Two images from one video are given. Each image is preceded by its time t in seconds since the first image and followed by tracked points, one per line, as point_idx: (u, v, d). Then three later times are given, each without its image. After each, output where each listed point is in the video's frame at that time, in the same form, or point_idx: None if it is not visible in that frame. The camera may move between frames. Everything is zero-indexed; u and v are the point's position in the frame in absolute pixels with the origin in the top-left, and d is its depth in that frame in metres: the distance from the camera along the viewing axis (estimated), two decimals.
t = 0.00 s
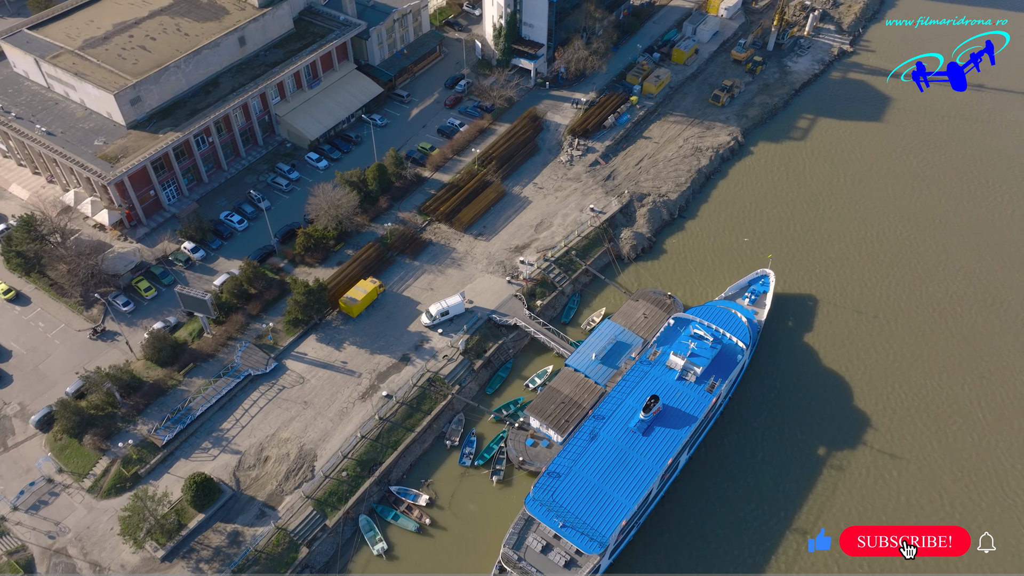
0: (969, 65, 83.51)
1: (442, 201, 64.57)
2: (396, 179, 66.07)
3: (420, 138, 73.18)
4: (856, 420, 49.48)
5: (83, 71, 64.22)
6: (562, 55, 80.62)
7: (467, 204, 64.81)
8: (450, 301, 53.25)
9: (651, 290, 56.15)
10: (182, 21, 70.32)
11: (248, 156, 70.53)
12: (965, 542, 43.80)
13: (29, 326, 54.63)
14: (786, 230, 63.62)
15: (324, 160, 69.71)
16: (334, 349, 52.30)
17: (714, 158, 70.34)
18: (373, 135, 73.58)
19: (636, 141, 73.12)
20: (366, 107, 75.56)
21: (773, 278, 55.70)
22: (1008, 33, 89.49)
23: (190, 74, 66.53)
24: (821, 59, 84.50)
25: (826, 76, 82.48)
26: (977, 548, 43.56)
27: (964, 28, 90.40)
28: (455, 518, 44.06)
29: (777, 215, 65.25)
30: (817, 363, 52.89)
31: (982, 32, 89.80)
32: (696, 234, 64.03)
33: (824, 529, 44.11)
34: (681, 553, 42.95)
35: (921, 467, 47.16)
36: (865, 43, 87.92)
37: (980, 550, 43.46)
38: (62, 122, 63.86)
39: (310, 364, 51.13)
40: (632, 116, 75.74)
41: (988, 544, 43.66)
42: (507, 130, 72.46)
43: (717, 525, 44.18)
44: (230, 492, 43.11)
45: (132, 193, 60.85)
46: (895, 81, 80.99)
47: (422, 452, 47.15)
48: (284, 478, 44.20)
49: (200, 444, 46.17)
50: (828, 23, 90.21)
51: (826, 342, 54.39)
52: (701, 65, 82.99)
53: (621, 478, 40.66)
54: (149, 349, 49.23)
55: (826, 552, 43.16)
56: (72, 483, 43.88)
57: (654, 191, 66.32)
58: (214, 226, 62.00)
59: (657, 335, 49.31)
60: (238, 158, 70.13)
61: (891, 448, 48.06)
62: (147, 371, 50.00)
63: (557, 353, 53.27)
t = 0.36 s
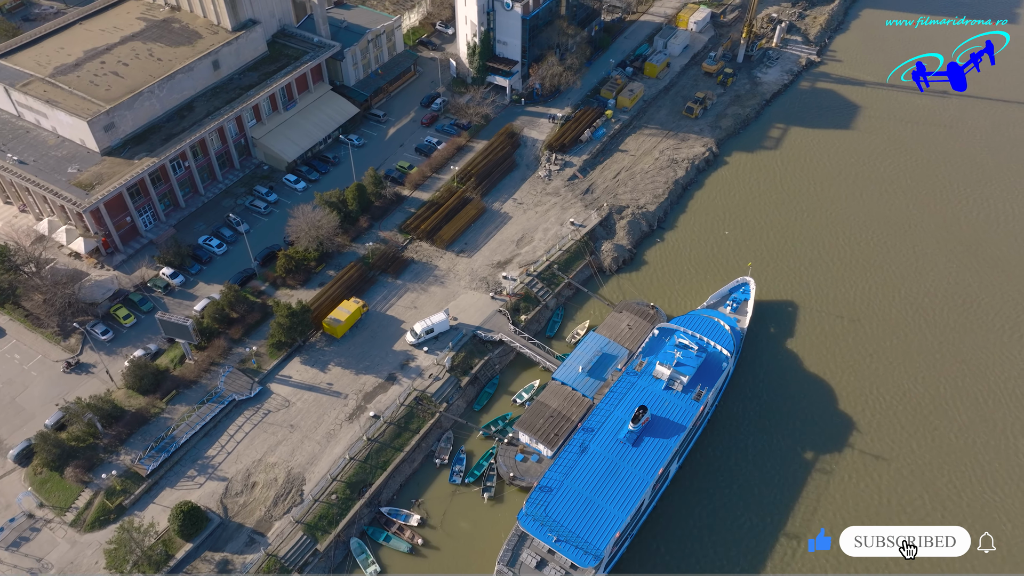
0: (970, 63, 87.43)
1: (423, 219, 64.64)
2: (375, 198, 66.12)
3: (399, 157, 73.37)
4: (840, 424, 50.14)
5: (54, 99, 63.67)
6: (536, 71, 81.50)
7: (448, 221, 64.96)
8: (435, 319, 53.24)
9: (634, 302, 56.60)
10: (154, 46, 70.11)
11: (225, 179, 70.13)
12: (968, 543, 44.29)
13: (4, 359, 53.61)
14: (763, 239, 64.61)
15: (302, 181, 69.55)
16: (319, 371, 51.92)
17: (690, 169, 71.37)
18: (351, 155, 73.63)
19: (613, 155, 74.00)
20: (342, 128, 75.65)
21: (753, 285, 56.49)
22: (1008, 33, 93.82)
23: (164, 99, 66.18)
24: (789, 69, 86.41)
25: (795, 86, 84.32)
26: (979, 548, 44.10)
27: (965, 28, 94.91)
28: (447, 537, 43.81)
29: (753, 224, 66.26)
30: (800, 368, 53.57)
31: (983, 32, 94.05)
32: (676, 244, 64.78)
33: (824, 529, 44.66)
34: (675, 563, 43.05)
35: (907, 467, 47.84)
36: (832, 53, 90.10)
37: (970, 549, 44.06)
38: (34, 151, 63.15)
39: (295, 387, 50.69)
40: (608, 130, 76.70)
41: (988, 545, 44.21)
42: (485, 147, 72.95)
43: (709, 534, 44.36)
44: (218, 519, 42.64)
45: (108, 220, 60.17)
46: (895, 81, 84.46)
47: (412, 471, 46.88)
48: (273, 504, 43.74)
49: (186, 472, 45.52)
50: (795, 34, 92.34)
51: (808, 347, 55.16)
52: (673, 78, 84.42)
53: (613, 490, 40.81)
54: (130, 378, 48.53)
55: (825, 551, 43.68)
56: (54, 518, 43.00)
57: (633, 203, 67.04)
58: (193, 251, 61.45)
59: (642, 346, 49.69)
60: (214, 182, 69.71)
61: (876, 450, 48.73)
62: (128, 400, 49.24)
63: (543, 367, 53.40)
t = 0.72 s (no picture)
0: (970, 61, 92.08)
1: (403, 238, 64.63)
2: (355, 219, 66.07)
3: (376, 177, 73.45)
4: (824, 429, 50.76)
5: (25, 127, 62.89)
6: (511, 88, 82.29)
7: (428, 240, 65.05)
8: (419, 338, 53.20)
9: (616, 314, 57.05)
10: (126, 72, 69.75)
11: (201, 204, 69.63)
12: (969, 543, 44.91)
13: None
14: (741, 248, 65.60)
15: (280, 204, 69.30)
16: (303, 394, 51.47)
17: (666, 182, 72.36)
18: (328, 177, 73.57)
19: (590, 169, 74.83)
20: (319, 149, 75.63)
21: (733, 294, 57.27)
22: (1008, 33, 98.99)
23: (138, 124, 65.69)
24: (759, 81, 88.30)
25: (765, 98, 86.12)
26: (979, 548, 44.75)
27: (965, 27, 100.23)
28: (439, 558, 43.53)
29: (730, 234, 67.26)
30: (782, 375, 54.24)
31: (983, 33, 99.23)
32: (656, 256, 65.49)
33: (824, 529, 45.25)
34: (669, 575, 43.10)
35: (893, 469, 48.52)
36: (799, 65, 92.31)
37: (959, 547, 44.67)
38: (5, 180, 62.25)
39: (280, 411, 50.17)
40: (584, 145, 77.58)
41: (988, 544, 44.88)
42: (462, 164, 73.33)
43: (701, 543, 44.54)
44: (205, 549, 42.04)
45: (83, 248, 59.34)
46: (895, 80, 88.42)
47: (401, 492, 46.57)
48: (261, 531, 43.19)
49: (170, 502, 44.77)
50: (763, 47, 94.43)
51: (789, 353, 55.92)
52: (646, 92, 85.79)
53: (604, 503, 40.92)
54: (111, 408, 47.74)
55: (826, 551, 44.29)
56: (34, 554, 42.00)
57: (611, 217, 67.71)
58: (171, 276, 60.80)
59: (627, 358, 50.06)
60: (191, 207, 69.18)
61: (861, 453, 49.39)
62: (108, 431, 48.39)
63: (529, 382, 53.50)
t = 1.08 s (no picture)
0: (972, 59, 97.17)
1: (388, 257, 64.60)
2: (338, 239, 65.98)
3: (359, 197, 73.48)
4: (812, 437, 51.24)
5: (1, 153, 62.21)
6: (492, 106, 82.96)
7: (413, 258, 65.07)
8: (407, 357, 53.06)
9: (603, 328, 57.34)
10: (104, 96, 69.42)
11: (183, 228, 69.15)
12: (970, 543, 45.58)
13: None
14: (723, 260, 66.38)
15: (262, 226, 69.04)
16: (291, 417, 51.04)
17: (648, 196, 73.16)
18: (311, 198, 73.48)
19: (572, 184, 75.49)
20: (300, 170, 75.58)
21: (718, 305, 57.89)
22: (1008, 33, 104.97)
23: (116, 149, 65.28)
24: (734, 95, 89.87)
25: (742, 111, 87.59)
26: (981, 548, 45.42)
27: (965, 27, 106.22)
28: None
29: (712, 246, 68.05)
30: (768, 384, 54.75)
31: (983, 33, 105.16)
32: (639, 269, 66.04)
33: (824, 529, 45.93)
34: None
35: (881, 475, 49.04)
36: (774, 78, 94.13)
37: (948, 551, 45.15)
38: None
39: (268, 435, 49.68)
40: (565, 161, 78.29)
41: (988, 544, 45.60)
42: (445, 183, 73.62)
43: (696, 554, 44.62)
44: None
45: (63, 275, 58.62)
46: (898, 78, 93.11)
47: (393, 513, 46.23)
48: (251, 557, 42.69)
49: (157, 530, 44.17)
50: (738, 61, 96.17)
51: (774, 363, 56.49)
52: (625, 107, 86.97)
53: (598, 518, 40.98)
54: (94, 436, 47.01)
55: (826, 551, 44.96)
56: None
57: (595, 231, 68.27)
58: (153, 301, 60.21)
59: (615, 372, 50.31)
60: (172, 231, 68.73)
61: (849, 460, 49.87)
62: (92, 460, 47.66)
63: (518, 399, 53.52)
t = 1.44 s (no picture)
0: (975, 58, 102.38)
1: (381, 275, 64.59)
2: (331, 258, 65.96)
3: (351, 216, 73.62)
4: (809, 448, 51.38)
5: None
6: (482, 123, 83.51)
7: (406, 276, 65.08)
8: (402, 375, 52.93)
9: (597, 343, 57.45)
10: (93, 118, 69.50)
11: (174, 249, 68.98)
12: (970, 543, 46.18)
13: None
14: (715, 273, 66.84)
15: (254, 246, 68.98)
16: (286, 437, 50.71)
17: (639, 211, 73.71)
18: (303, 217, 73.55)
19: (564, 200, 75.94)
20: (291, 190, 75.69)
21: (711, 319, 58.20)
22: (1008, 33, 110.86)
23: (107, 171, 65.24)
24: (721, 110, 90.98)
25: (729, 126, 88.63)
26: (981, 548, 45.99)
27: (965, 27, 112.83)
28: None
29: (703, 260, 68.54)
30: (763, 397, 54.95)
31: (984, 34, 111.00)
32: (632, 284, 66.36)
33: (824, 529, 46.50)
34: None
35: (878, 485, 49.19)
36: (759, 93, 95.45)
37: (947, 554, 45.62)
38: None
39: (263, 456, 49.33)
40: (556, 177, 78.81)
41: (990, 546, 46.07)
42: (437, 200, 73.88)
43: (697, 568, 44.54)
44: None
45: (54, 298, 58.24)
46: (902, 77, 97.90)
47: (390, 533, 45.90)
48: None
49: (152, 555, 43.72)
50: (724, 77, 97.43)
51: (768, 375, 56.74)
52: (614, 123, 87.84)
53: (598, 534, 40.91)
54: (87, 461, 46.54)
55: (826, 551, 45.43)
56: None
57: (587, 247, 68.64)
58: (145, 323, 59.87)
59: (612, 387, 50.41)
60: (163, 252, 68.53)
61: (846, 471, 50.02)
62: (85, 485, 47.15)
63: (514, 416, 53.44)
